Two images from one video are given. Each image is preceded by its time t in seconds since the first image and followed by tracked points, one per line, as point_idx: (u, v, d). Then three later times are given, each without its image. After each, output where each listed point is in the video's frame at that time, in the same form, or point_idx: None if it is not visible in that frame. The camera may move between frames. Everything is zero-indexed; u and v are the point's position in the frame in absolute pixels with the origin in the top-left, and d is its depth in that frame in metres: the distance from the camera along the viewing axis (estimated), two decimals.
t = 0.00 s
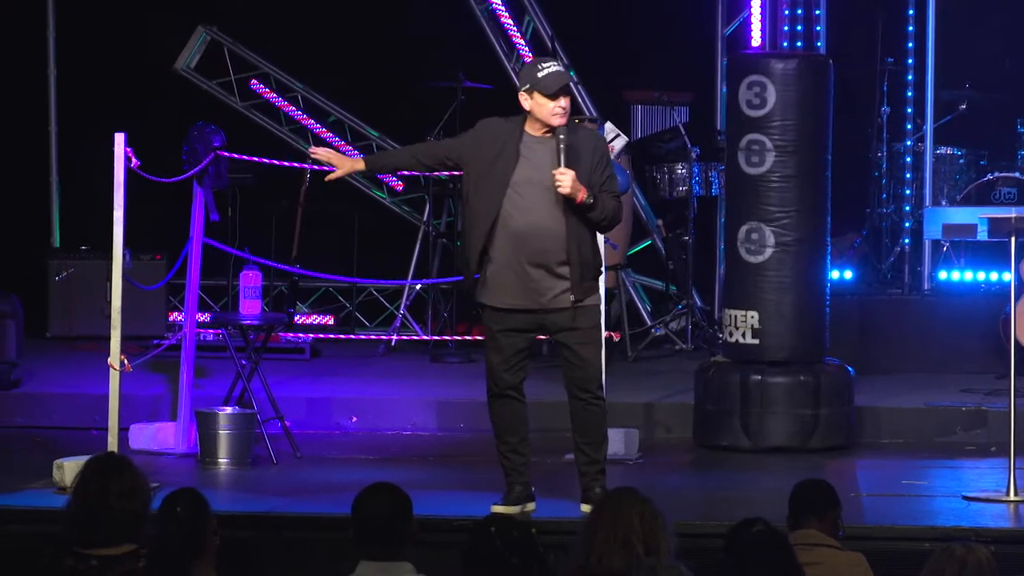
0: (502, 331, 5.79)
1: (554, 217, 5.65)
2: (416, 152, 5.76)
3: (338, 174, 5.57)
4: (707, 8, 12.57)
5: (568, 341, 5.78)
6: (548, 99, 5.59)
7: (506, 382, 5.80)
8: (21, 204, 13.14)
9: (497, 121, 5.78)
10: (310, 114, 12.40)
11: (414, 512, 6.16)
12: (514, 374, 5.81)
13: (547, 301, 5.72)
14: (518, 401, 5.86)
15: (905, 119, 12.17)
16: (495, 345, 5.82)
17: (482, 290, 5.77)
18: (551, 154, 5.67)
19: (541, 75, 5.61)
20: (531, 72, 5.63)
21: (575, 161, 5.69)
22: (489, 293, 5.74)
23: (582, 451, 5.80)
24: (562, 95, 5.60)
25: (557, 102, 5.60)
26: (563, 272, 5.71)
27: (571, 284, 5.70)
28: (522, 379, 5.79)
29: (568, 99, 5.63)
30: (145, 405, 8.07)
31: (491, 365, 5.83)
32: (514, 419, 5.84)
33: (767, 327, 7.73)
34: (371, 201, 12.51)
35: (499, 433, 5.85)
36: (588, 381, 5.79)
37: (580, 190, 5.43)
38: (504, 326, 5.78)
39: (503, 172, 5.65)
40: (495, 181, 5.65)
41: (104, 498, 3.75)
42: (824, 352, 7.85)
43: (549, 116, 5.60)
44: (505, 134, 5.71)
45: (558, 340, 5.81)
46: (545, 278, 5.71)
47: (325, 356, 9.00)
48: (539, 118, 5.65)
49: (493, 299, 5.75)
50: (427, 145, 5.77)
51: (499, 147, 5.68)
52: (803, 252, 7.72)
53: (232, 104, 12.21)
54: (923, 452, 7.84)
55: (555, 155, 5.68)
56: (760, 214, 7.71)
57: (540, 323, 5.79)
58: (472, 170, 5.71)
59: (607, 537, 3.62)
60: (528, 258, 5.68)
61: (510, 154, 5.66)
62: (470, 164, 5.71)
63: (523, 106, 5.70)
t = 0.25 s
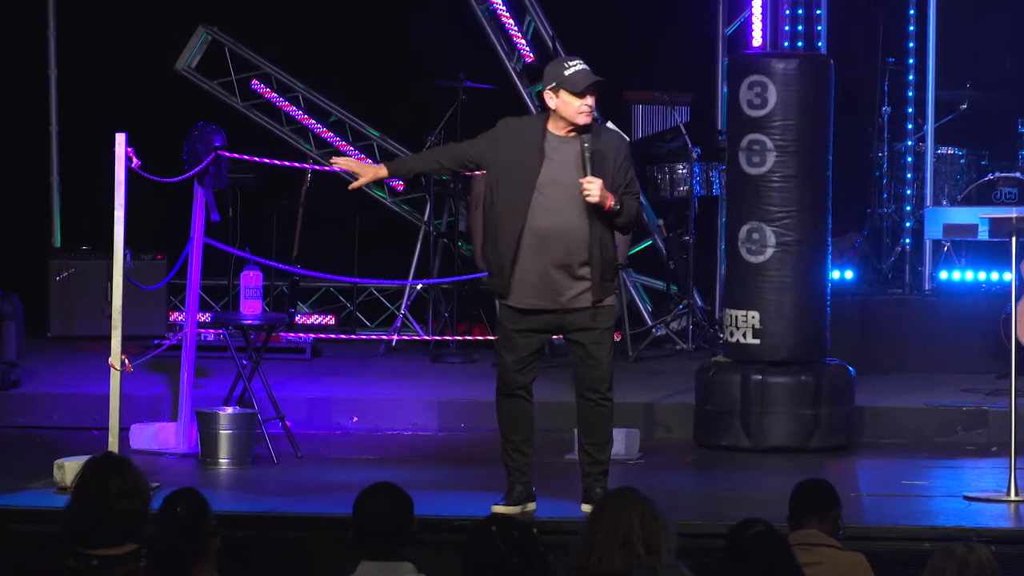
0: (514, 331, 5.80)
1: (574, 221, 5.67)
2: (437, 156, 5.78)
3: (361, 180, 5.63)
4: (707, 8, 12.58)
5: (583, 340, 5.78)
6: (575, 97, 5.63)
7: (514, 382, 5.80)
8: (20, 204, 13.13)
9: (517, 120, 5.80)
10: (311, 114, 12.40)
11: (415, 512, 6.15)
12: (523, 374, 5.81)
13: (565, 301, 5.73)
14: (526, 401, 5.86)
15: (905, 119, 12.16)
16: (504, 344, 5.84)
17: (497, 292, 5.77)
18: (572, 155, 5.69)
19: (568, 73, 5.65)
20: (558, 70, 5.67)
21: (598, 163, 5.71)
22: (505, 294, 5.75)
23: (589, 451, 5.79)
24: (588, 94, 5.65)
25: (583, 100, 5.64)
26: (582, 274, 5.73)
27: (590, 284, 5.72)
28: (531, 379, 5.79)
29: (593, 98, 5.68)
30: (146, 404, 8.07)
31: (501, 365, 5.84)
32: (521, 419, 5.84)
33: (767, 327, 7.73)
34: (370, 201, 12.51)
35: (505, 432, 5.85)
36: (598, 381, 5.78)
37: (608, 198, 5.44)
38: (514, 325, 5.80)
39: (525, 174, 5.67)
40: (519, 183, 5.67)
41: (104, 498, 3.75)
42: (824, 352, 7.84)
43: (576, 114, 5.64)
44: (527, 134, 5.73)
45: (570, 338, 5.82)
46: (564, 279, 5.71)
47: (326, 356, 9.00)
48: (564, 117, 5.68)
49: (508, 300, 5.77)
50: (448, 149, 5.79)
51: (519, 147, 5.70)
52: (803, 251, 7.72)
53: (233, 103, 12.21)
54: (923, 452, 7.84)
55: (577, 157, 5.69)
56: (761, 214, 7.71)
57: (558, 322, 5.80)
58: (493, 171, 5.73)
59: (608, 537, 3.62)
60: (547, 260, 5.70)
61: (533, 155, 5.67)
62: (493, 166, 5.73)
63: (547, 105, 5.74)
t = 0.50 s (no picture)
0: (526, 329, 5.82)
1: (596, 220, 5.71)
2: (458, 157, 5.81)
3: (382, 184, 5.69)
4: (707, 8, 12.57)
5: (596, 341, 5.80)
6: (597, 96, 5.65)
7: (520, 378, 5.81)
8: (19, 204, 13.13)
9: (536, 120, 5.83)
10: (310, 114, 12.40)
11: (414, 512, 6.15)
12: (530, 371, 5.81)
13: (587, 300, 5.74)
14: (533, 400, 5.85)
15: (904, 118, 12.17)
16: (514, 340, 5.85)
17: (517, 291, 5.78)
18: (594, 154, 5.71)
19: (588, 72, 5.66)
20: (579, 69, 5.67)
21: (619, 162, 5.74)
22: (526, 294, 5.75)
23: (593, 451, 5.79)
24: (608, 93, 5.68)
25: (604, 99, 5.67)
26: (603, 274, 5.75)
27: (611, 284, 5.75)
28: (538, 377, 5.79)
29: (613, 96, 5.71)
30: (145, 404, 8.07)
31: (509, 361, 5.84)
32: (526, 417, 5.84)
33: (766, 327, 7.73)
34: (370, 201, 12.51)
35: (509, 429, 5.85)
36: (606, 382, 5.79)
37: (631, 198, 5.52)
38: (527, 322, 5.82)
39: (548, 173, 5.69)
40: (541, 183, 5.69)
41: (103, 498, 3.75)
42: (823, 352, 7.84)
43: (596, 114, 5.68)
44: (548, 133, 5.75)
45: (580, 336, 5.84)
46: (587, 278, 5.73)
47: (325, 355, 8.99)
48: (584, 115, 5.71)
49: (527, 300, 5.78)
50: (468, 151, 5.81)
51: (540, 147, 5.73)
52: (803, 252, 7.72)
53: (232, 104, 12.22)
54: (922, 452, 7.84)
55: (598, 157, 5.72)
56: (760, 214, 7.71)
57: (576, 321, 5.81)
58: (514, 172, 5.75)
59: (607, 537, 3.62)
60: (570, 260, 5.72)
61: (554, 155, 5.69)
62: (514, 167, 5.75)
63: (567, 103, 5.77)
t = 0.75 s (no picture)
0: (536, 328, 5.84)
1: (610, 220, 5.75)
2: (472, 158, 5.84)
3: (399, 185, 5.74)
4: (707, 8, 12.56)
5: (605, 341, 5.83)
6: (612, 97, 5.70)
7: (526, 376, 5.81)
8: (19, 204, 13.13)
9: (549, 120, 5.86)
10: (308, 114, 12.40)
11: (414, 512, 6.16)
12: (535, 369, 5.82)
13: (603, 301, 5.76)
14: (537, 398, 5.86)
15: (903, 118, 12.17)
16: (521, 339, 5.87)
17: (532, 291, 5.81)
18: (609, 153, 5.77)
19: (604, 72, 5.71)
20: (595, 69, 5.73)
21: (633, 161, 5.79)
22: (542, 294, 5.78)
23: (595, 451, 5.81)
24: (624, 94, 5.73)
25: (619, 100, 5.72)
26: (619, 275, 5.79)
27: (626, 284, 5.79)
28: (543, 375, 5.80)
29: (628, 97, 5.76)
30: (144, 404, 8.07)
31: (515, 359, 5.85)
32: (528, 416, 5.84)
33: (765, 327, 7.73)
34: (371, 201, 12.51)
35: (513, 427, 5.86)
36: (611, 384, 5.81)
37: (647, 198, 5.55)
38: (537, 320, 5.84)
39: (563, 172, 5.73)
40: (556, 182, 5.73)
41: (103, 498, 3.75)
42: (822, 351, 7.84)
43: (611, 114, 5.73)
44: (562, 132, 5.79)
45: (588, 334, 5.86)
46: (603, 278, 5.76)
47: (324, 355, 8.99)
48: (599, 115, 5.77)
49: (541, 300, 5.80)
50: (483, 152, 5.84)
51: (555, 146, 5.76)
52: (802, 252, 7.72)
53: (230, 103, 12.22)
54: (922, 452, 7.83)
55: (614, 156, 5.77)
56: (759, 214, 7.71)
57: (589, 321, 5.84)
58: (530, 172, 5.78)
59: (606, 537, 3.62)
60: (585, 260, 5.75)
61: (570, 154, 5.73)
62: (530, 166, 5.78)
63: (582, 103, 5.83)
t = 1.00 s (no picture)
0: (546, 325, 5.82)
1: (615, 219, 5.74)
2: (478, 158, 5.85)
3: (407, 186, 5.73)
4: (706, 8, 12.56)
5: (607, 341, 5.84)
6: (618, 96, 5.69)
7: (542, 375, 5.80)
8: (18, 204, 13.13)
9: (553, 120, 5.87)
10: (307, 114, 12.40)
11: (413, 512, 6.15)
12: (549, 368, 5.81)
13: (612, 299, 5.76)
14: (549, 398, 5.85)
15: (902, 118, 12.17)
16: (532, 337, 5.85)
17: (540, 290, 5.80)
18: (614, 151, 5.77)
19: (610, 71, 5.70)
20: (601, 68, 5.72)
21: (639, 160, 5.79)
22: (550, 293, 5.77)
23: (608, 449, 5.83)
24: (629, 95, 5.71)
25: (624, 99, 5.71)
26: (625, 272, 5.79)
27: (633, 281, 5.79)
28: (559, 374, 5.80)
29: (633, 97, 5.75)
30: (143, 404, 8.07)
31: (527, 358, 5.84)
32: (543, 415, 5.83)
33: (764, 327, 7.73)
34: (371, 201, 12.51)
35: (528, 426, 5.85)
36: (612, 384, 5.83)
37: (653, 196, 5.56)
38: (548, 317, 5.81)
39: (569, 171, 5.73)
40: (562, 180, 5.73)
41: (102, 498, 3.75)
42: (822, 351, 7.84)
43: (617, 113, 5.71)
44: (568, 131, 5.80)
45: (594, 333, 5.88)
46: (611, 276, 5.75)
47: (323, 355, 8.99)
48: (604, 114, 5.75)
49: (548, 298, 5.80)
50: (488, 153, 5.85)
51: (560, 145, 5.77)
52: (801, 252, 7.72)
53: (229, 103, 12.22)
54: (921, 451, 7.83)
55: (620, 154, 5.78)
56: (758, 214, 7.71)
57: (593, 321, 5.85)
58: (535, 171, 5.79)
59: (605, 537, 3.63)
60: (592, 259, 5.75)
61: (576, 153, 5.74)
62: (535, 166, 5.79)
63: (588, 102, 5.81)
